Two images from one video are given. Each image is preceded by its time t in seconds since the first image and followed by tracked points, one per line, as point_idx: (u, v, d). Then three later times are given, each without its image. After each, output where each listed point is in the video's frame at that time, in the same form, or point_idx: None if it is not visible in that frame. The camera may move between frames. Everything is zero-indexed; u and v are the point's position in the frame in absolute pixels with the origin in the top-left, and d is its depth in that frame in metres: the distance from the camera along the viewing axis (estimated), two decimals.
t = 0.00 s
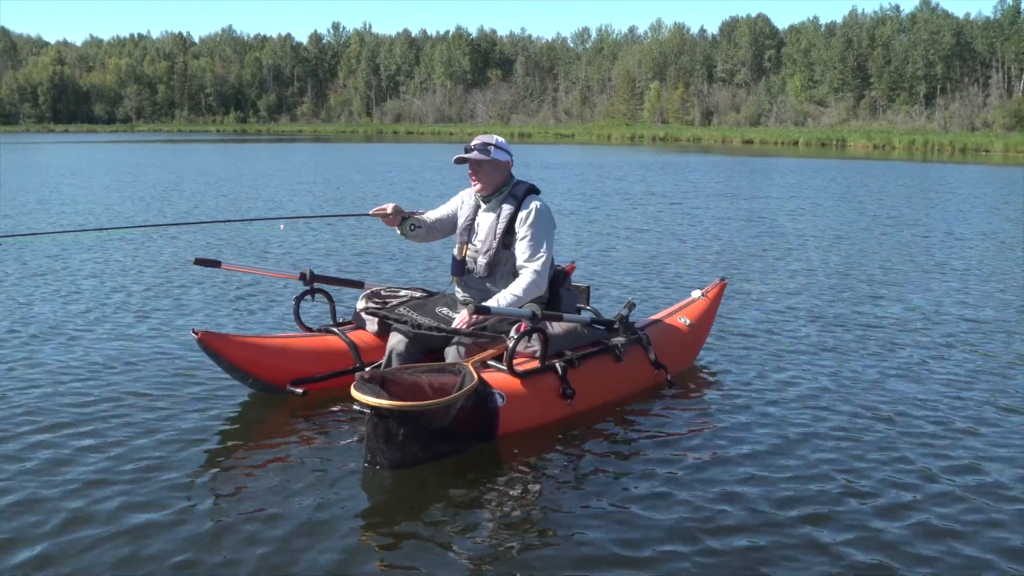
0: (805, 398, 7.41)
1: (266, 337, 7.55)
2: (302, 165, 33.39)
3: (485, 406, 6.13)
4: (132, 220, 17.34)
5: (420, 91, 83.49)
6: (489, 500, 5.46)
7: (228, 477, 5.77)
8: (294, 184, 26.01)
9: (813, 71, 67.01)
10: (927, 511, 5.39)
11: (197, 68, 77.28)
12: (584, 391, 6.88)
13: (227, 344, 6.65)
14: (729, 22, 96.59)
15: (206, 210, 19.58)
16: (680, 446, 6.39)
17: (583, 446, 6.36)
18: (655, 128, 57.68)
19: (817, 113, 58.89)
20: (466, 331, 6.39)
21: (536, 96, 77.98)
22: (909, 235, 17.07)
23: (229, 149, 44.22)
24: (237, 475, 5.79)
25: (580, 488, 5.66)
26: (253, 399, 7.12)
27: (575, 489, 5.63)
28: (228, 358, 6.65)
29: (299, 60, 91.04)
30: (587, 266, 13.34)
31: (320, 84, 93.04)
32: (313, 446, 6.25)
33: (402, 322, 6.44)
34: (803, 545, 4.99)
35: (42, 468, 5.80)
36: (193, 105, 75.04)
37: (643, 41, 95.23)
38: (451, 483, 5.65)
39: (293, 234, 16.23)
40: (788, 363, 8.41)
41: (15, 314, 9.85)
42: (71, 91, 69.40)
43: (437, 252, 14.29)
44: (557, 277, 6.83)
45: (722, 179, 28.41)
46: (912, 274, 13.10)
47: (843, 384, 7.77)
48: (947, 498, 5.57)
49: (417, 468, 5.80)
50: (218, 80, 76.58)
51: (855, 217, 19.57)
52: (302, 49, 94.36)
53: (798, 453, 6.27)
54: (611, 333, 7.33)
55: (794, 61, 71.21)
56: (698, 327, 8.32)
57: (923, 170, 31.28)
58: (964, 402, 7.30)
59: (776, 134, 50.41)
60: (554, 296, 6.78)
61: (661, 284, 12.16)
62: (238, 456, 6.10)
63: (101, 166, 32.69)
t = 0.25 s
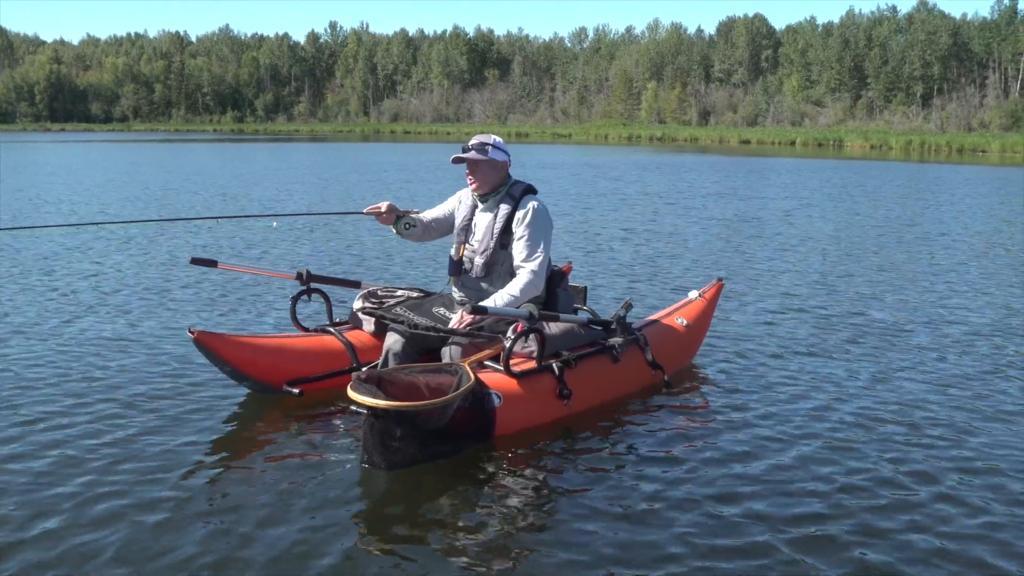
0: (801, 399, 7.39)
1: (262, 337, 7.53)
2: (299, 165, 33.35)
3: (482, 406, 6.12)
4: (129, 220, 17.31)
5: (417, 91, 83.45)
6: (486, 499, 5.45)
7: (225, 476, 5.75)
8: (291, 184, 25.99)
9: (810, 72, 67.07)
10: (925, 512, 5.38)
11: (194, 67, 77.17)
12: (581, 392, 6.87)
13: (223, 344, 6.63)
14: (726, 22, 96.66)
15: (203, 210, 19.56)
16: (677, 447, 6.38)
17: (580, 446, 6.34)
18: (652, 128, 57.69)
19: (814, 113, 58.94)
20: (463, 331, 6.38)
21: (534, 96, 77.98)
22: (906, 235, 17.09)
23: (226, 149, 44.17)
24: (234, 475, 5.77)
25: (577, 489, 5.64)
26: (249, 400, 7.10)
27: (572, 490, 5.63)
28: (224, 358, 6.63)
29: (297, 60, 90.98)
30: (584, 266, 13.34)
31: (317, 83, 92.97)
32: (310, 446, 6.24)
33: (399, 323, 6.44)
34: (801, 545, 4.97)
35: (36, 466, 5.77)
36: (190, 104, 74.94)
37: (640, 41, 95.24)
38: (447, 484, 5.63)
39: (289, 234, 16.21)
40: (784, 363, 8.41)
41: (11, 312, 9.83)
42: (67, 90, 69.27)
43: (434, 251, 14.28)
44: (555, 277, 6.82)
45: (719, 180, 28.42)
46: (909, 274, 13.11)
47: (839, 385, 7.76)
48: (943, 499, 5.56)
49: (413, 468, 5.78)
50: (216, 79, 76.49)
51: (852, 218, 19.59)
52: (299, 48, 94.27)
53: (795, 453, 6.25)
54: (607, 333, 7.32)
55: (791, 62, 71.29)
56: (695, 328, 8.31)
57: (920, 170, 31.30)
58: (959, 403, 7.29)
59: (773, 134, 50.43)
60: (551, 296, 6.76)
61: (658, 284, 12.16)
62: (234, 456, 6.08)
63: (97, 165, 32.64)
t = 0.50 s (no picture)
0: (797, 400, 7.38)
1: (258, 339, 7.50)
2: (295, 167, 33.35)
3: (478, 408, 6.10)
4: (124, 222, 17.28)
5: (414, 92, 83.47)
6: (481, 502, 5.43)
7: (220, 480, 5.73)
8: (287, 186, 25.97)
9: (807, 72, 67.11)
10: (918, 514, 5.37)
11: (191, 70, 77.14)
12: (578, 394, 6.85)
13: (218, 346, 6.61)
14: (723, 22, 96.67)
15: (198, 211, 19.55)
16: (673, 448, 6.36)
17: (576, 448, 6.33)
18: (649, 128, 57.73)
19: (811, 114, 58.97)
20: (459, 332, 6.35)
21: (531, 97, 78.02)
22: (903, 236, 17.09)
23: (223, 151, 44.13)
24: (230, 479, 5.76)
25: (573, 490, 5.64)
26: (245, 402, 7.08)
27: (568, 492, 5.61)
28: (220, 361, 6.61)
29: (293, 61, 90.95)
30: (581, 267, 13.34)
31: (314, 85, 92.95)
32: (305, 449, 6.21)
33: (395, 324, 6.42)
34: (795, 549, 4.96)
35: (29, 472, 5.75)
36: (187, 106, 74.89)
37: (637, 42, 95.28)
38: (443, 487, 5.61)
39: (286, 236, 16.20)
40: (780, 363, 8.40)
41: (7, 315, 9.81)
42: (64, 92, 69.22)
43: (430, 253, 14.27)
44: (551, 279, 6.80)
45: (715, 180, 28.43)
46: (905, 275, 13.10)
47: (836, 386, 7.75)
48: (939, 501, 5.55)
49: (409, 470, 5.77)
50: (212, 81, 76.42)
51: (848, 218, 19.60)
52: (296, 50, 94.28)
53: (791, 455, 6.24)
54: (604, 335, 7.30)
55: (788, 62, 71.32)
56: (692, 329, 8.29)
57: (916, 171, 31.34)
58: (955, 404, 7.29)
59: (769, 135, 50.49)
60: (547, 298, 6.74)
61: (655, 285, 12.16)
62: (229, 459, 6.06)
63: (93, 167, 32.60)
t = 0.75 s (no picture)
0: (793, 401, 7.38)
1: (254, 340, 7.47)
2: (291, 168, 33.30)
3: (473, 408, 6.09)
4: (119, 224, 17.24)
5: (411, 93, 83.44)
6: (477, 503, 5.41)
7: (215, 481, 5.71)
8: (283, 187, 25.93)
9: (803, 73, 67.13)
10: (913, 515, 5.36)
11: (187, 71, 77.04)
12: (574, 395, 6.83)
13: (213, 347, 6.58)
14: (719, 23, 96.69)
15: (194, 212, 19.49)
16: (669, 449, 6.35)
17: (572, 449, 6.31)
18: (646, 129, 57.74)
19: (807, 114, 59.02)
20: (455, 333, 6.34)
21: (527, 98, 78.02)
22: (898, 236, 17.10)
23: (219, 152, 44.09)
24: (225, 479, 5.73)
25: (568, 491, 5.62)
26: (241, 403, 7.05)
27: (565, 493, 5.60)
28: (215, 362, 6.58)
29: (290, 62, 90.90)
30: (577, 268, 13.32)
31: (310, 86, 92.87)
32: (301, 450, 6.19)
33: (391, 325, 6.41)
34: (791, 549, 4.94)
35: (22, 471, 5.73)
36: (183, 107, 74.80)
37: (633, 43, 95.33)
38: (439, 487, 5.60)
39: (281, 237, 16.16)
40: (776, 364, 8.39)
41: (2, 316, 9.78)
42: (60, 94, 69.10)
43: (426, 254, 14.25)
44: (547, 280, 6.78)
45: (712, 181, 28.42)
46: (901, 275, 13.11)
47: (831, 386, 7.75)
48: (934, 502, 5.53)
49: (404, 471, 5.75)
50: (208, 82, 76.34)
51: (845, 219, 19.60)
52: (292, 52, 94.21)
53: (786, 457, 6.23)
54: (600, 336, 7.29)
55: (784, 63, 71.36)
56: (689, 330, 8.28)
57: (912, 171, 31.36)
58: (950, 404, 7.29)
59: (766, 136, 50.51)
60: (544, 299, 6.73)
61: (652, 286, 12.15)
62: (225, 460, 6.03)
63: (89, 168, 32.52)
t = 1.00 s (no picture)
0: (787, 400, 7.47)
1: (252, 340, 7.55)
2: (289, 167, 33.32)
3: (472, 408, 6.18)
4: (117, 223, 17.28)
5: (408, 93, 83.45)
6: (476, 502, 5.51)
7: (216, 480, 5.80)
8: (281, 187, 25.96)
9: (801, 73, 67.21)
10: (903, 512, 5.45)
11: (185, 70, 76.98)
12: (572, 394, 6.92)
13: (212, 347, 6.67)
14: (717, 23, 96.77)
15: (192, 212, 19.54)
16: (665, 448, 6.43)
17: (569, 448, 6.41)
18: (643, 129, 57.79)
19: (805, 114, 59.11)
20: (453, 332, 6.43)
21: (525, 97, 78.06)
22: (894, 236, 17.20)
23: (217, 151, 44.11)
24: (225, 478, 5.83)
25: (565, 490, 5.71)
26: (241, 403, 7.13)
27: (561, 491, 5.70)
28: (216, 363, 6.68)
29: (287, 62, 90.86)
30: (574, 268, 13.42)
31: (308, 85, 92.85)
32: (300, 449, 6.28)
33: (389, 324, 6.50)
34: (783, 548, 5.04)
35: (26, 470, 5.82)
36: (181, 107, 74.75)
37: (631, 42, 95.38)
38: (439, 487, 5.68)
39: (280, 237, 16.23)
40: (770, 363, 8.49)
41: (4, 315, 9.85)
42: (58, 93, 69.03)
43: (423, 254, 14.33)
44: (545, 280, 6.86)
45: (709, 181, 28.51)
46: (896, 275, 13.22)
47: (825, 386, 7.84)
48: (925, 500, 5.62)
49: (403, 471, 5.84)
50: (206, 82, 76.29)
51: (840, 218, 19.69)
52: (290, 51, 94.16)
53: (780, 455, 6.32)
54: (597, 335, 7.37)
55: (782, 63, 71.46)
56: (686, 329, 8.36)
57: (909, 171, 31.46)
58: (942, 403, 7.38)
59: (763, 135, 50.61)
60: (541, 299, 6.81)
61: (648, 285, 12.25)
62: (225, 459, 6.12)
63: (87, 168, 32.54)
